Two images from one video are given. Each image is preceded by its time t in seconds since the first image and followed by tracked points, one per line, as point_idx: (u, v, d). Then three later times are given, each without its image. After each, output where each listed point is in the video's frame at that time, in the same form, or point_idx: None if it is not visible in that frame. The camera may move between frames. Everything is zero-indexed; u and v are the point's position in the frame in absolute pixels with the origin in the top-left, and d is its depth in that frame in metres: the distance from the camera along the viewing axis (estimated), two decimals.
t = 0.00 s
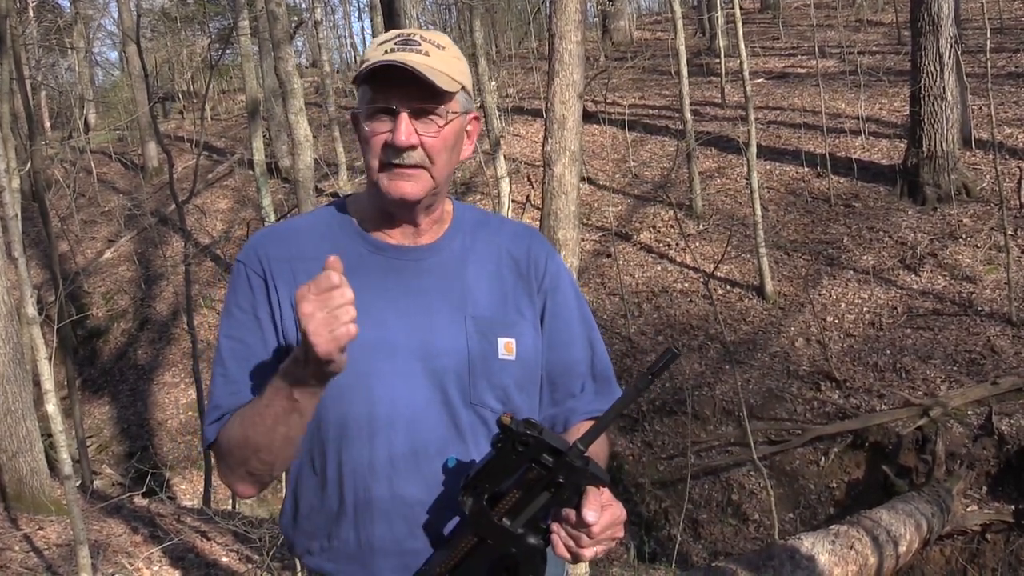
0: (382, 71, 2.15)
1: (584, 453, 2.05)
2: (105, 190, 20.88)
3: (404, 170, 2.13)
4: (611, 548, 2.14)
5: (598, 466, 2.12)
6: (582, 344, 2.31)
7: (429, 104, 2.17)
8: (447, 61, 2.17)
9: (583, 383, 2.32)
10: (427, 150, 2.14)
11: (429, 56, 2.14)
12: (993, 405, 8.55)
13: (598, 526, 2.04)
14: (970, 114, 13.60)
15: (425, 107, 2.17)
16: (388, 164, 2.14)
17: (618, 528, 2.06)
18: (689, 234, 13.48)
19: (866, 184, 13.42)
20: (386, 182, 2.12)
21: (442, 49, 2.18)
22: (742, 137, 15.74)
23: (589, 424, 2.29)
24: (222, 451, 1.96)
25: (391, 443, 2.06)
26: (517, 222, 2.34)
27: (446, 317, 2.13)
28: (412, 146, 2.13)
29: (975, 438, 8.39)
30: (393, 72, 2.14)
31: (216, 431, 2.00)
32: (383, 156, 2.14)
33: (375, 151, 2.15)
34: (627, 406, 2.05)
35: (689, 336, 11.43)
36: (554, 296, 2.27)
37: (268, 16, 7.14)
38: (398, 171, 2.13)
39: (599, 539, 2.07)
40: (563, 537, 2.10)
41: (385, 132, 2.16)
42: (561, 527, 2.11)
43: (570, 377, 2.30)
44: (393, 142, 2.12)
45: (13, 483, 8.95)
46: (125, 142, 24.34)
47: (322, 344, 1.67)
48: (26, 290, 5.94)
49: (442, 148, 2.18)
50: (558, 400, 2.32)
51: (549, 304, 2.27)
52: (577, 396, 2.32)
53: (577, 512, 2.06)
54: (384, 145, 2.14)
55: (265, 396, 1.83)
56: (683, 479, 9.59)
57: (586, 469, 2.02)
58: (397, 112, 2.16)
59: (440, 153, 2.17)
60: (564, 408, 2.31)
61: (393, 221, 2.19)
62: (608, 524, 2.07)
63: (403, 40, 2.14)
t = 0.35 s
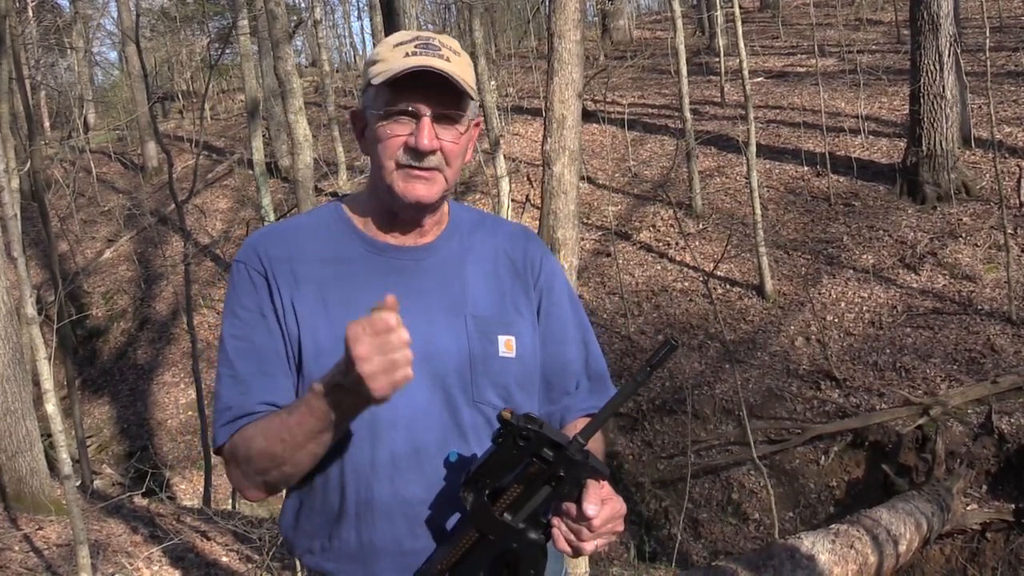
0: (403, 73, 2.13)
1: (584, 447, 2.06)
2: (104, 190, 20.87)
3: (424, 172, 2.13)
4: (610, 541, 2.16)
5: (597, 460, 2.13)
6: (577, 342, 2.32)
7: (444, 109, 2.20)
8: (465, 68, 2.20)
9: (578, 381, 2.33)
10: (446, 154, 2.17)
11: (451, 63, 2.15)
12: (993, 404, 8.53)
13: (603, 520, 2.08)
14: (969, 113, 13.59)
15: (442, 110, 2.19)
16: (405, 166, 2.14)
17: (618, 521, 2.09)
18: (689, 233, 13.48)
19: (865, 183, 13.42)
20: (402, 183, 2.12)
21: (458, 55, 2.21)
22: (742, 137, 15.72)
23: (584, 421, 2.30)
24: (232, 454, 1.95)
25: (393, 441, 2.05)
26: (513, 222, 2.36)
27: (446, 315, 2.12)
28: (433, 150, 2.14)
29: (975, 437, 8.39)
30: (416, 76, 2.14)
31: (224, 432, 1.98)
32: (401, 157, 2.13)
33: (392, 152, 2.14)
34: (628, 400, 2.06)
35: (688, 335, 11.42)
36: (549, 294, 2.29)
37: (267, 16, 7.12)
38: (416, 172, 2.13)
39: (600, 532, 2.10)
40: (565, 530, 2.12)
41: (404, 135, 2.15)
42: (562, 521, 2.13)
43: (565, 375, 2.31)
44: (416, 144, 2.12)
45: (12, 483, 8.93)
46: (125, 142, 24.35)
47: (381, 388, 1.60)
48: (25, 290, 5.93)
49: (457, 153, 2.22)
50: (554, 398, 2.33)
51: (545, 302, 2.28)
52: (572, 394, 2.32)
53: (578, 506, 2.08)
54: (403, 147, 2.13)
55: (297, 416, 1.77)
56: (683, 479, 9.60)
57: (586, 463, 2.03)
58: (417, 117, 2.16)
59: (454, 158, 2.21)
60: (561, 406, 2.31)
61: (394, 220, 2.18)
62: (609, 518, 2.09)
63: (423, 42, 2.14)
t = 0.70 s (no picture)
0: (408, 73, 2.12)
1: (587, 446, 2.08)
2: (103, 189, 20.87)
3: (427, 173, 2.14)
4: (613, 540, 2.16)
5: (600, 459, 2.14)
6: (577, 339, 2.34)
7: (444, 107, 2.19)
8: (465, 67, 2.19)
9: (578, 377, 2.34)
10: (449, 155, 2.17)
11: (452, 63, 2.14)
12: (992, 403, 8.52)
13: (605, 523, 2.07)
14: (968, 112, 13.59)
15: (445, 111, 2.19)
16: (407, 166, 2.14)
17: (621, 521, 2.09)
18: (688, 233, 13.49)
19: (865, 182, 13.43)
20: (404, 184, 2.12)
21: (460, 57, 2.21)
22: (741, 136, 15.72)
23: (587, 418, 2.30)
24: (236, 457, 1.97)
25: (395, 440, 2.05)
26: (511, 221, 2.37)
27: (447, 314, 2.13)
28: (437, 150, 2.14)
29: (974, 436, 8.40)
30: (421, 76, 2.14)
31: (224, 437, 1.99)
32: (404, 158, 2.13)
33: (395, 152, 2.14)
34: (631, 399, 2.06)
35: (688, 334, 11.42)
36: (549, 292, 2.30)
37: (266, 15, 7.11)
38: (418, 173, 2.14)
39: (602, 531, 2.09)
40: (567, 529, 2.12)
41: (407, 135, 2.14)
42: (565, 520, 2.13)
43: (566, 371, 2.32)
44: (421, 144, 2.12)
45: (11, 483, 8.92)
46: (124, 142, 24.36)
47: (396, 447, 1.71)
48: (24, 290, 5.93)
49: (458, 153, 2.22)
50: (555, 396, 2.33)
51: (545, 300, 2.29)
52: (573, 390, 2.33)
53: (580, 505, 2.08)
54: (406, 148, 2.13)
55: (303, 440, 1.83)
56: (682, 478, 9.61)
57: (589, 461, 2.05)
58: (421, 117, 2.16)
59: (456, 157, 2.21)
60: (562, 403, 2.32)
61: (394, 220, 2.18)
62: (611, 517, 2.08)
63: (424, 42, 2.13)
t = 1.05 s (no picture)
0: (367, 69, 2.13)
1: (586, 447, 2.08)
2: (102, 189, 20.86)
3: (403, 164, 2.13)
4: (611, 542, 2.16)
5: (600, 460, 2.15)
6: (583, 339, 2.32)
7: (413, 96, 2.16)
8: (427, 51, 2.16)
9: (584, 378, 2.33)
10: (423, 142, 2.14)
11: (409, 50, 2.12)
12: (991, 404, 8.51)
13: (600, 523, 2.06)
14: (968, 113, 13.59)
15: (414, 98, 2.16)
16: (386, 162, 2.13)
17: (619, 523, 2.08)
18: (687, 233, 13.50)
19: (864, 183, 13.43)
20: (387, 180, 2.12)
21: (422, 41, 2.17)
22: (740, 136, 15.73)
23: (590, 419, 2.30)
24: (226, 454, 1.98)
25: (394, 440, 2.05)
26: (517, 219, 2.35)
27: (449, 314, 2.12)
28: (407, 140, 2.12)
29: (973, 436, 8.40)
30: (377, 71, 2.13)
31: (212, 433, 2.00)
32: (380, 155, 2.13)
33: (369, 152, 2.14)
34: (628, 400, 2.06)
35: (687, 335, 11.43)
36: (554, 292, 2.28)
37: (266, 15, 7.10)
38: (398, 166, 2.13)
39: (601, 533, 2.09)
40: (566, 531, 2.12)
41: (377, 131, 2.14)
42: (563, 521, 2.13)
43: (571, 372, 2.31)
44: (388, 138, 2.11)
45: (10, 483, 8.89)
46: (123, 142, 24.34)
47: (342, 403, 1.72)
48: (23, 289, 5.92)
49: (440, 138, 2.18)
50: (560, 396, 2.33)
51: (549, 299, 2.27)
52: (578, 391, 2.32)
53: (578, 506, 2.08)
54: (379, 144, 2.13)
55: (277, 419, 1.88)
56: (682, 478, 9.63)
57: (588, 462, 2.05)
58: (385, 109, 2.14)
59: (437, 143, 2.17)
60: (567, 403, 2.31)
61: (393, 218, 2.18)
62: (610, 519, 2.08)
63: (379, 38, 2.13)
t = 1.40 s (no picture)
0: (350, 75, 2.14)
1: (580, 445, 2.04)
2: (102, 189, 20.87)
3: (391, 167, 2.13)
4: (606, 542, 2.12)
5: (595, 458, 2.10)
6: (584, 337, 2.30)
7: (397, 96, 2.15)
8: (411, 50, 2.15)
9: (586, 375, 2.31)
10: (408, 142, 2.14)
11: (391, 51, 2.11)
12: (990, 405, 8.51)
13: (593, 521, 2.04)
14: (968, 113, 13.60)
15: (397, 98, 2.15)
16: (373, 165, 2.13)
17: (613, 521, 2.06)
18: (687, 234, 13.49)
19: (864, 183, 13.44)
20: (376, 182, 2.12)
21: (405, 42, 2.15)
22: (740, 137, 15.73)
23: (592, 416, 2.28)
24: (230, 459, 2.06)
25: (389, 441, 2.06)
26: (517, 216, 2.34)
27: (445, 313, 2.12)
28: (392, 141, 2.12)
29: (972, 437, 8.40)
30: (358, 75, 2.13)
31: (213, 438, 2.07)
32: (366, 157, 2.13)
33: (356, 155, 2.15)
34: (621, 402, 2.08)
35: (686, 335, 11.43)
36: (555, 289, 2.25)
37: (266, 15, 7.10)
38: (385, 168, 2.13)
39: (594, 532, 2.07)
40: (559, 529, 2.09)
41: (363, 135, 2.14)
42: (557, 520, 2.10)
43: (573, 369, 2.29)
44: (372, 141, 2.12)
45: (9, 482, 8.88)
46: (123, 141, 24.34)
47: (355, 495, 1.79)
48: (23, 289, 5.92)
49: (426, 136, 2.17)
50: (562, 394, 2.31)
51: (550, 297, 2.25)
52: (580, 389, 2.30)
53: (572, 505, 2.05)
54: (365, 148, 2.13)
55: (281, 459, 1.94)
56: (681, 479, 9.63)
57: (581, 460, 2.01)
58: (369, 113, 2.15)
59: (422, 141, 2.16)
60: (568, 401, 2.30)
61: (387, 218, 2.18)
62: (603, 518, 2.06)
63: (362, 41, 2.13)
